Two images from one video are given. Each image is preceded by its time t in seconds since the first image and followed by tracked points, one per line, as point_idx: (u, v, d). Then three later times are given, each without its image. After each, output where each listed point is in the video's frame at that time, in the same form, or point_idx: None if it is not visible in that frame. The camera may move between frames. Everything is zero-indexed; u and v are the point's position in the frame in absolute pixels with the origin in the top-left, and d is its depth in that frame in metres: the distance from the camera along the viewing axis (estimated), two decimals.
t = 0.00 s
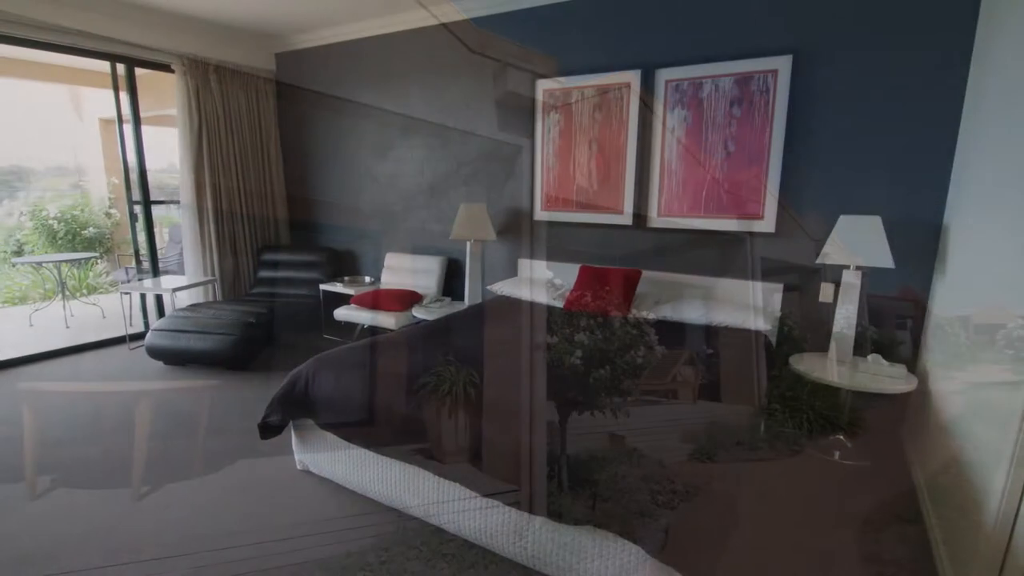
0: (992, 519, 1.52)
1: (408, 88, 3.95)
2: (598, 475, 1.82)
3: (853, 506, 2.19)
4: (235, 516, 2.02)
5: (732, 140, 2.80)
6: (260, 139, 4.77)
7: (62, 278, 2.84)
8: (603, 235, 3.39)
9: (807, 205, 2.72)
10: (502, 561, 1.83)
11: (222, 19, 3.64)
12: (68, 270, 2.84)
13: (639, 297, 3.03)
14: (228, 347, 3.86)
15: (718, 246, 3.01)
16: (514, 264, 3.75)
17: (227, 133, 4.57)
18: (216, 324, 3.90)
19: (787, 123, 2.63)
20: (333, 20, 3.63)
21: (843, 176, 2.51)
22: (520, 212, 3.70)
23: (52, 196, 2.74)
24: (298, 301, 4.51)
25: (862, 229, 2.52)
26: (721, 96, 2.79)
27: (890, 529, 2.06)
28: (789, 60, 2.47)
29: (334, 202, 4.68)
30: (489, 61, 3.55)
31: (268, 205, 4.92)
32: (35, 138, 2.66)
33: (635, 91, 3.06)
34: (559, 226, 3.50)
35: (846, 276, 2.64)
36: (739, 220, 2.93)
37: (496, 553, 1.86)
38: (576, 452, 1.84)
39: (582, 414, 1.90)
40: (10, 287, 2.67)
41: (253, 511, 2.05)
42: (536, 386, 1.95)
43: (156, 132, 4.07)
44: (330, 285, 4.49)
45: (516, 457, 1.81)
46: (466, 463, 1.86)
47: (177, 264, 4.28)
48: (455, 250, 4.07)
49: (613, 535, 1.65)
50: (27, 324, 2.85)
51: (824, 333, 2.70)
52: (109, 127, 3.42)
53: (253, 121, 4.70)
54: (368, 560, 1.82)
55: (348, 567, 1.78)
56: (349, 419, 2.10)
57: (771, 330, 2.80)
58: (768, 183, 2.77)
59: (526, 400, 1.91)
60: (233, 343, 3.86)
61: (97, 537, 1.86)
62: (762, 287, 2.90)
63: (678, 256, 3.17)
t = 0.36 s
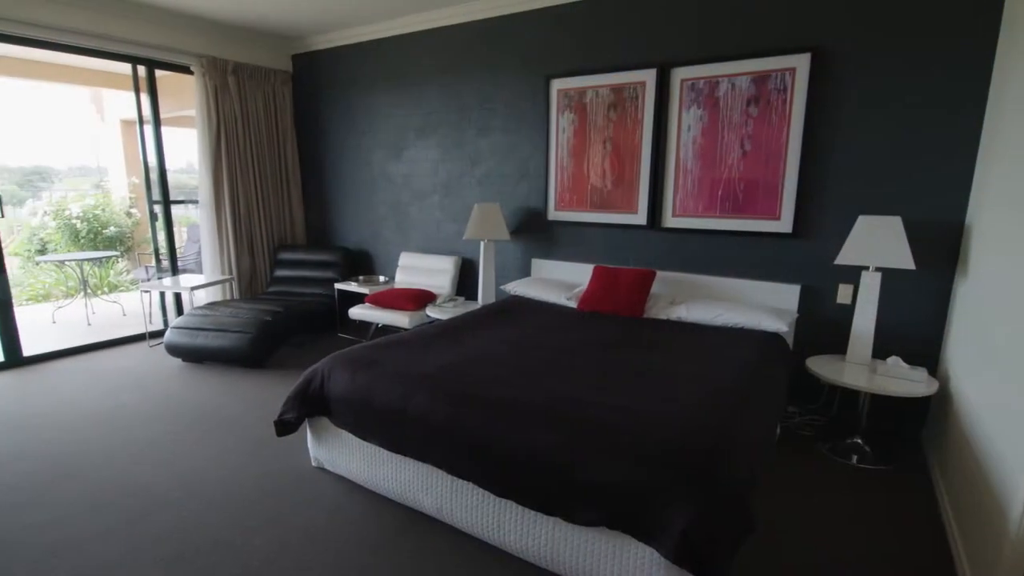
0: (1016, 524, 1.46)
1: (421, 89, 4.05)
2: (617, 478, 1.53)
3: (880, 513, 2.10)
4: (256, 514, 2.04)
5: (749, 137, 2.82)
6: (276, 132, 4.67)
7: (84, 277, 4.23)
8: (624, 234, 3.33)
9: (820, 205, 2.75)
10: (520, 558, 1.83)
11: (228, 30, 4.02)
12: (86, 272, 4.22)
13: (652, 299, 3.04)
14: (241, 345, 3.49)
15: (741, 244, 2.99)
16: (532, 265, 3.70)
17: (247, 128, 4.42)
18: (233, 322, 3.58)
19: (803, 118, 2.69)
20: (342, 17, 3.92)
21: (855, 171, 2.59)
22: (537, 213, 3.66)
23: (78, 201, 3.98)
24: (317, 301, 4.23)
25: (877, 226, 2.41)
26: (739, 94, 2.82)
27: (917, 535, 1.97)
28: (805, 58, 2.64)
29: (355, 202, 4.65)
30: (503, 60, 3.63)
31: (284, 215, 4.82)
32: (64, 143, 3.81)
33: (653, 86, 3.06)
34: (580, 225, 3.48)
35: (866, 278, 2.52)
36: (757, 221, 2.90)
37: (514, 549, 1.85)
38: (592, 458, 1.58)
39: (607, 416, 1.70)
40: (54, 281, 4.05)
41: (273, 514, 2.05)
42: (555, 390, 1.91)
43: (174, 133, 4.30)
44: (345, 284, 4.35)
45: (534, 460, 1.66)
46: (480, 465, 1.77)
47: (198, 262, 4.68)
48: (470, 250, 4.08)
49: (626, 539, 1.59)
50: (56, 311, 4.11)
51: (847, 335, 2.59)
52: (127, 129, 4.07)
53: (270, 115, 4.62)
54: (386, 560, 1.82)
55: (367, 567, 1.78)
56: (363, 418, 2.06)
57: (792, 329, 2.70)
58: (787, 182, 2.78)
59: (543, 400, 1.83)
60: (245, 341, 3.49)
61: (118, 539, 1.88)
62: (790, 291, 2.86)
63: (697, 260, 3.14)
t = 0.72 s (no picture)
0: None
1: (440, 89, 4.08)
2: (635, 478, 1.52)
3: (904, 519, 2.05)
4: (277, 509, 2.07)
5: (772, 136, 2.78)
6: (298, 132, 4.73)
7: (111, 275, 4.35)
8: (642, 234, 3.31)
9: (843, 205, 2.70)
10: (535, 557, 1.83)
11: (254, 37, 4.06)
12: (112, 270, 4.34)
13: (672, 299, 3.02)
14: (264, 341, 3.56)
15: (763, 244, 2.94)
16: (550, 264, 3.69)
17: (270, 128, 4.49)
18: (256, 320, 3.64)
19: (828, 116, 2.64)
20: (362, 18, 3.96)
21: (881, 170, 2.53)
22: (556, 213, 3.65)
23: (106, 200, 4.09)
24: (337, 300, 4.28)
25: (903, 224, 2.37)
26: (762, 93, 2.79)
27: (944, 543, 1.92)
28: (830, 55, 2.59)
29: (374, 202, 4.70)
30: (521, 63, 3.63)
31: (306, 214, 4.90)
32: (94, 144, 3.91)
33: (672, 86, 3.04)
34: (596, 224, 3.47)
35: (893, 278, 2.46)
36: (780, 222, 2.85)
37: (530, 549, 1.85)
38: (611, 458, 1.57)
39: (627, 416, 1.69)
40: (82, 278, 4.18)
41: (293, 509, 2.08)
42: (573, 390, 1.90)
43: (199, 134, 4.39)
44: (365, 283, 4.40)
45: (553, 461, 1.66)
46: (498, 464, 1.77)
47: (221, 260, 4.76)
48: (488, 250, 4.09)
49: (645, 541, 1.58)
50: (84, 308, 4.26)
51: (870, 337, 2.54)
52: (154, 129, 4.16)
53: (292, 115, 4.67)
54: (404, 557, 1.83)
55: (386, 562, 1.80)
56: (381, 415, 2.08)
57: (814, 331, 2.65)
58: (811, 182, 2.73)
59: (562, 400, 1.82)
60: (267, 336, 3.56)
61: (144, 531, 1.92)
62: (811, 291, 2.81)
63: (717, 261, 3.10)
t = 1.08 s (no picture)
0: None
1: (463, 89, 4.10)
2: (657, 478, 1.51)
3: (937, 528, 1.99)
4: (301, 504, 2.11)
5: (800, 135, 2.73)
6: (323, 132, 4.80)
7: (143, 273, 4.56)
8: (665, 234, 3.28)
9: (874, 205, 2.64)
10: (555, 558, 1.83)
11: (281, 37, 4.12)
12: (144, 268, 4.56)
13: (696, 300, 2.99)
14: (290, 338, 3.62)
15: (790, 245, 2.89)
16: (572, 264, 3.68)
17: (296, 129, 4.56)
18: (282, 317, 3.71)
19: (858, 114, 2.58)
20: (387, 20, 4.00)
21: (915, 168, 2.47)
22: (578, 213, 3.64)
23: (138, 200, 4.22)
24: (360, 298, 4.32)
25: (943, 226, 2.29)
26: (789, 91, 2.74)
27: (979, 553, 1.86)
28: (861, 52, 2.54)
29: (397, 202, 4.74)
30: (544, 62, 3.63)
31: (331, 214, 4.97)
32: (127, 146, 4.03)
33: (697, 84, 3.01)
34: (619, 224, 3.45)
35: (926, 279, 2.40)
36: (807, 222, 2.80)
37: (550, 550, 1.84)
38: (633, 458, 1.56)
39: (649, 416, 1.68)
40: (116, 275, 4.39)
41: (317, 504, 2.11)
42: (595, 391, 1.89)
43: (228, 135, 4.49)
44: (388, 281, 4.44)
45: (574, 461, 1.65)
46: (519, 464, 1.77)
47: (248, 259, 4.86)
48: (509, 250, 4.09)
49: (667, 545, 1.56)
50: (118, 304, 4.48)
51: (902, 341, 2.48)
52: (185, 130, 4.28)
53: (318, 116, 4.74)
54: (426, 554, 1.84)
55: (407, 560, 1.81)
56: (403, 414, 2.10)
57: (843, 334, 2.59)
58: (840, 181, 2.67)
59: (583, 400, 1.81)
60: (294, 334, 3.61)
61: (174, 523, 1.97)
62: (840, 293, 2.75)
63: (742, 261, 3.05)
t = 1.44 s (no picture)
0: None
1: (491, 89, 4.11)
2: (686, 482, 1.49)
3: (976, 539, 1.92)
4: (329, 499, 2.14)
5: (835, 134, 2.66)
6: (353, 132, 4.88)
7: (179, 270, 4.83)
8: (694, 234, 3.23)
9: (913, 206, 2.55)
10: (580, 560, 1.82)
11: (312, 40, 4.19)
12: (179, 265, 4.80)
13: (724, 301, 2.94)
14: (320, 336, 3.68)
15: (824, 247, 2.82)
16: (598, 264, 3.65)
17: (326, 130, 4.64)
18: (311, 315, 3.77)
19: (897, 112, 2.50)
20: (416, 21, 4.04)
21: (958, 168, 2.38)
22: (605, 213, 3.61)
23: (175, 199, 4.43)
24: (386, 296, 4.37)
25: (990, 226, 2.20)
26: (825, 88, 2.67)
27: None
28: (901, 48, 2.45)
29: (425, 202, 4.78)
30: (572, 61, 3.61)
31: (360, 213, 5.04)
32: (164, 147, 4.17)
33: (728, 82, 2.95)
34: (647, 224, 3.41)
35: (966, 282, 2.31)
36: (841, 223, 2.72)
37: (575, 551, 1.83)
38: (661, 461, 1.54)
39: (676, 419, 1.66)
40: (154, 272, 4.67)
41: (345, 500, 2.14)
42: (622, 393, 1.88)
43: (262, 136, 4.56)
44: (414, 280, 4.47)
45: (600, 462, 1.64)
46: (545, 464, 1.77)
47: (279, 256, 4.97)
48: (535, 250, 4.09)
49: (694, 549, 1.54)
50: (155, 300, 4.75)
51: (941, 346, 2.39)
52: (220, 131, 4.41)
53: (348, 116, 4.81)
54: (451, 552, 1.85)
55: (431, 558, 1.82)
56: (429, 412, 2.11)
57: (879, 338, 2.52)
58: (877, 181, 2.59)
59: (610, 402, 1.80)
60: (324, 332, 3.66)
61: (208, 515, 2.02)
62: (875, 297, 2.67)
63: (773, 263, 2.99)
